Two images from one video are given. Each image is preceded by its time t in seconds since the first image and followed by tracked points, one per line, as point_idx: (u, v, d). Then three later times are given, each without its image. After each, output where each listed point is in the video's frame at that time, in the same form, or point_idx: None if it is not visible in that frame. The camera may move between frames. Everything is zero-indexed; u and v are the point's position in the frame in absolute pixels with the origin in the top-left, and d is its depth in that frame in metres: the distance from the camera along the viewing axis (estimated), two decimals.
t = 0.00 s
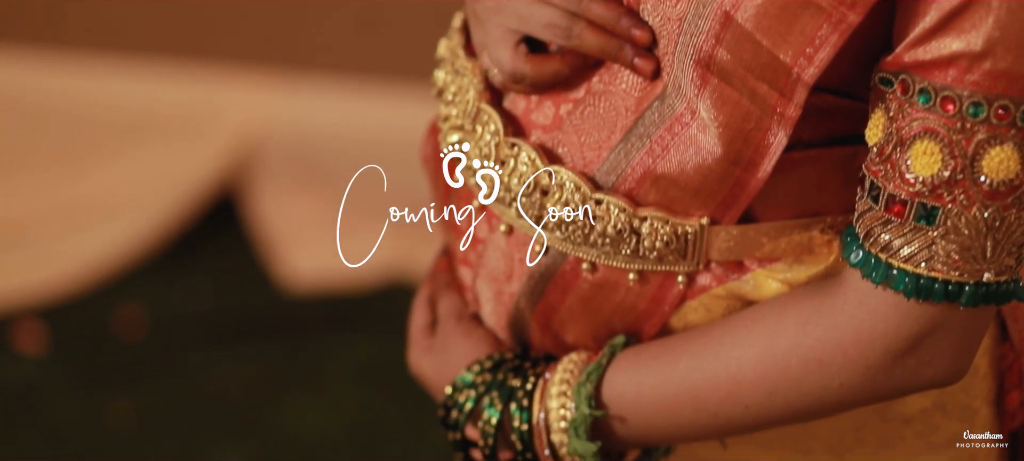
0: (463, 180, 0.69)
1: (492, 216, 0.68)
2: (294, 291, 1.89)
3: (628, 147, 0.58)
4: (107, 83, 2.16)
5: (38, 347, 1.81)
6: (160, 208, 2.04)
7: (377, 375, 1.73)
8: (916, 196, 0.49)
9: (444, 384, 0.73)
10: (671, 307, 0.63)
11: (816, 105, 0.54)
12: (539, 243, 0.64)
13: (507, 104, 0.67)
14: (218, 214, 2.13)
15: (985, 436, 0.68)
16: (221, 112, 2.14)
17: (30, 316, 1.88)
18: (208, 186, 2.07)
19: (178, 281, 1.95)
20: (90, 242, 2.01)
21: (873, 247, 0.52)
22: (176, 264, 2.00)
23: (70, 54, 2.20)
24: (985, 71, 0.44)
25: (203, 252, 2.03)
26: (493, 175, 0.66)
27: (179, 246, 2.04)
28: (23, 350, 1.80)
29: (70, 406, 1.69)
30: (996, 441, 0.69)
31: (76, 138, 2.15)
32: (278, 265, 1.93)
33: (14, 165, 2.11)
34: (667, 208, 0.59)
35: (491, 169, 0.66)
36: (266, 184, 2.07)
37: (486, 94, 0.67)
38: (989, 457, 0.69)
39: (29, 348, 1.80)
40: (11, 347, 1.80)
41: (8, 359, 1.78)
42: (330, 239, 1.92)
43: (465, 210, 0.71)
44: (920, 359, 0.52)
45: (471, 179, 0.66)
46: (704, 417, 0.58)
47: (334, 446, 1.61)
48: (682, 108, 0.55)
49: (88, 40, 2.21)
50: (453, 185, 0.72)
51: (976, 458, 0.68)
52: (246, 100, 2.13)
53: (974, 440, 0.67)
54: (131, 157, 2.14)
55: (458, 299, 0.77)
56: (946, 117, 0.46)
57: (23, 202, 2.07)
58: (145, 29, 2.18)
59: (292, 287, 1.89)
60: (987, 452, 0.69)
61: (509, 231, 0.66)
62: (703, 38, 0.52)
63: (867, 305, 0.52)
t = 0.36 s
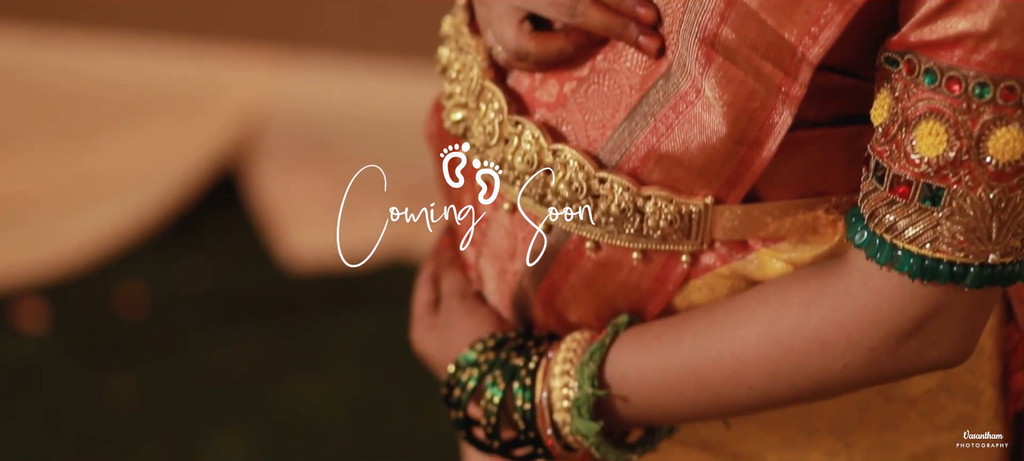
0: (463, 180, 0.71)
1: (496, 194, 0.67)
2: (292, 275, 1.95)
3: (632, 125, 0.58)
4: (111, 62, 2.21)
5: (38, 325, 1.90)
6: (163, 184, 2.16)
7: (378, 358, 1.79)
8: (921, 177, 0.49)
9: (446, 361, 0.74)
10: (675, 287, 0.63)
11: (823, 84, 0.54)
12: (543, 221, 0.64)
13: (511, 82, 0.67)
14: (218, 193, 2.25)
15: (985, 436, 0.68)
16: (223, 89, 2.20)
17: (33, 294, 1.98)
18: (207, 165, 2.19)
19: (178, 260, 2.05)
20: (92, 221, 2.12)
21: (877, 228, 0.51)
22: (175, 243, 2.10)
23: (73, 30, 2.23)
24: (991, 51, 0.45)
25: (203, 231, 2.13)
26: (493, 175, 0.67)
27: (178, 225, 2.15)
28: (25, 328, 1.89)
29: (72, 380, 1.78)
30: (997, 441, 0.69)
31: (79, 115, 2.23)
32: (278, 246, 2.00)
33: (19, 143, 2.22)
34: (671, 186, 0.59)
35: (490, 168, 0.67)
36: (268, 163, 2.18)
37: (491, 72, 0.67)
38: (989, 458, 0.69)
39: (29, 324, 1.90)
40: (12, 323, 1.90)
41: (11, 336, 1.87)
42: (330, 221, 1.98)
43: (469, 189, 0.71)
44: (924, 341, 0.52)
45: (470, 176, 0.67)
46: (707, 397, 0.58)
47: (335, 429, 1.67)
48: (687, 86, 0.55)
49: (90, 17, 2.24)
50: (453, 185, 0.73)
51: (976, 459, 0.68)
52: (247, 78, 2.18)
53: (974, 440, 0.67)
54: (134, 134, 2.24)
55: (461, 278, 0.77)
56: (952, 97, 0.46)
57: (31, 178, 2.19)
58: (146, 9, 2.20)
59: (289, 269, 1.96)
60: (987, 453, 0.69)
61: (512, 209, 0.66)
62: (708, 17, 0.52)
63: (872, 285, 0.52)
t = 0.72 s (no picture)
0: (464, 179, 0.72)
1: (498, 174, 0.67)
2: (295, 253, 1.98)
3: (634, 106, 0.58)
4: (112, 40, 2.25)
5: (37, 304, 1.90)
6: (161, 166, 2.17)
7: (378, 338, 1.80)
8: (924, 159, 0.49)
9: (448, 342, 0.74)
10: (677, 268, 0.63)
11: (826, 65, 0.54)
12: (545, 201, 0.64)
13: (513, 62, 0.66)
14: (218, 173, 2.29)
15: (985, 436, 0.70)
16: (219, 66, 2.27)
17: (33, 272, 1.98)
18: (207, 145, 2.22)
19: (178, 240, 2.07)
20: (93, 199, 2.13)
21: (880, 210, 0.51)
22: (176, 223, 2.12)
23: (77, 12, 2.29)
24: (995, 33, 0.45)
25: (204, 209, 2.16)
26: (493, 175, 0.68)
27: (178, 204, 2.17)
28: (23, 307, 1.89)
29: (71, 357, 1.79)
30: (997, 440, 0.70)
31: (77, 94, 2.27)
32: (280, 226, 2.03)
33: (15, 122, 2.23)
34: (673, 167, 0.59)
35: (490, 168, 0.68)
36: (267, 141, 2.21)
37: (493, 52, 0.67)
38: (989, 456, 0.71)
39: (28, 303, 1.90)
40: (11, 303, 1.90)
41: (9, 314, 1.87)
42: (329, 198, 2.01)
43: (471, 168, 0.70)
44: (927, 323, 0.52)
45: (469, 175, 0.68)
46: (709, 379, 0.58)
47: (335, 411, 1.68)
48: (690, 67, 0.55)
49: None
50: (453, 185, 0.74)
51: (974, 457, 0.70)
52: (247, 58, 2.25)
53: (974, 440, 0.69)
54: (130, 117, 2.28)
55: (464, 258, 0.77)
56: (956, 79, 0.46)
57: (27, 155, 2.19)
58: None
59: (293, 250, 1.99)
60: (987, 453, 0.70)
61: (515, 189, 0.66)
62: None
63: (874, 267, 0.52)
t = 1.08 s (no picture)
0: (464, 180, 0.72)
1: (500, 152, 0.67)
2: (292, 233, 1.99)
3: (637, 85, 0.57)
4: (112, 19, 2.26)
5: (36, 281, 1.96)
6: (161, 144, 2.22)
7: (380, 315, 1.83)
8: (928, 139, 0.48)
9: (449, 321, 0.74)
10: (679, 248, 0.62)
11: (829, 45, 0.54)
12: (547, 181, 0.64)
13: (515, 41, 0.66)
14: (219, 150, 2.37)
15: (985, 436, 0.71)
16: (222, 44, 2.28)
17: (33, 250, 2.04)
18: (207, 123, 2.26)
19: (178, 216, 2.13)
20: (92, 178, 2.17)
21: (883, 191, 0.51)
22: (176, 201, 2.19)
23: None
24: (999, 14, 0.45)
25: (204, 186, 2.24)
26: (492, 174, 0.68)
27: (179, 181, 2.25)
28: (22, 286, 1.95)
29: (71, 336, 1.83)
30: (997, 440, 0.72)
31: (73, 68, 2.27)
32: (277, 205, 2.06)
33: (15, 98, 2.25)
34: (676, 147, 0.58)
35: (490, 168, 0.68)
36: (268, 118, 2.24)
37: (495, 30, 0.66)
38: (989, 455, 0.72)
39: (28, 282, 1.96)
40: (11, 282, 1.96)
41: (10, 292, 1.93)
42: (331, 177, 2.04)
43: (473, 147, 0.70)
44: (930, 304, 0.52)
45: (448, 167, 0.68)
46: (710, 359, 0.58)
47: (336, 389, 1.70)
48: (692, 47, 0.55)
49: None
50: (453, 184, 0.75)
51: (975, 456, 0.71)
52: (252, 34, 2.26)
53: (974, 440, 0.70)
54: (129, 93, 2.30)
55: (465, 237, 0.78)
56: (960, 60, 0.46)
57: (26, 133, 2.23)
58: None
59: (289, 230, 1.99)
60: (988, 452, 0.72)
61: (516, 169, 0.66)
62: None
63: (877, 249, 0.51)
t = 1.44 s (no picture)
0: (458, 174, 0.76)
1: (502, 134, 0.67)
2: (290, 213, 2.16)
3: (639, 67, 0.57)
4: None
5: (36, 262, 2.04)
6: (159, 124, 2.28)
7: (379, 300, 1.92)
8: (931, 122, 0.48)
9: (450, 303, 0.74)
10: (680, 230, 0.62)
11: (832, 27, 0.55)
12: (549, 162, 0.63)
13: (517, 22, 0.66)
14: (219, 129, 2.46)
15: (984, 416, 0.71)
16: (220, 23, 2.26)
17: (33, 231, 2.13)
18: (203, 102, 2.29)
19: (177, 198, 2.24)
20: (88, 157, 2.23)
21: (885, 175, 0.51)
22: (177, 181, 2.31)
23: None
24: None
25: (204, 166, 2.36)
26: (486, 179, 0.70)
27: (178, 163, 2.36)
28: (22, 266, 2.02)
29: (71, 314, 1.92)
30: (993, 420, 0.72)
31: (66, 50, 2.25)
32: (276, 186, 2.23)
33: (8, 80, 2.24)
34: (678, 129, 0.58)
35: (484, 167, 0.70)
36: (267, 99, 2.28)
37: (496, 12, 0.66)
38: (986, 435, 0.73)
39: (27, 262, 2.04)
40: (11, 261, 2.04)
41: (10, 272, 2.01)
42: (333, 161, 2.23)
43: (474, 128, 0.70)
44: (932, 287, 0.52)
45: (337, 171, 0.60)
46: (711, 342, 0.58)
47: (340, 368, 1.79)
48: (695, 28, 0.55)
49: None
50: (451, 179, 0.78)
51: (973, 436, 0.72)
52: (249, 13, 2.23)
53: (973, 419, 0.70)
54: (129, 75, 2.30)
55: (466, 218, 0.78)
56: (963, 43, 0.46)
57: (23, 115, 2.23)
58: None
59: (289, 209, 2.17)
60: (985, 429, 0.72)
61: (518, 150, 0.66)
62: None
63: (880, 232, 0.51)
